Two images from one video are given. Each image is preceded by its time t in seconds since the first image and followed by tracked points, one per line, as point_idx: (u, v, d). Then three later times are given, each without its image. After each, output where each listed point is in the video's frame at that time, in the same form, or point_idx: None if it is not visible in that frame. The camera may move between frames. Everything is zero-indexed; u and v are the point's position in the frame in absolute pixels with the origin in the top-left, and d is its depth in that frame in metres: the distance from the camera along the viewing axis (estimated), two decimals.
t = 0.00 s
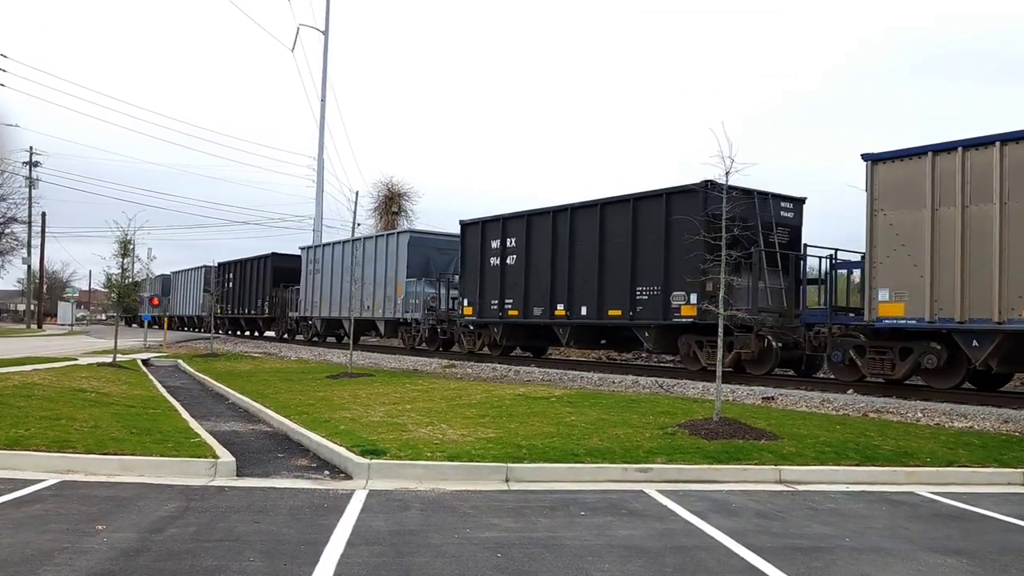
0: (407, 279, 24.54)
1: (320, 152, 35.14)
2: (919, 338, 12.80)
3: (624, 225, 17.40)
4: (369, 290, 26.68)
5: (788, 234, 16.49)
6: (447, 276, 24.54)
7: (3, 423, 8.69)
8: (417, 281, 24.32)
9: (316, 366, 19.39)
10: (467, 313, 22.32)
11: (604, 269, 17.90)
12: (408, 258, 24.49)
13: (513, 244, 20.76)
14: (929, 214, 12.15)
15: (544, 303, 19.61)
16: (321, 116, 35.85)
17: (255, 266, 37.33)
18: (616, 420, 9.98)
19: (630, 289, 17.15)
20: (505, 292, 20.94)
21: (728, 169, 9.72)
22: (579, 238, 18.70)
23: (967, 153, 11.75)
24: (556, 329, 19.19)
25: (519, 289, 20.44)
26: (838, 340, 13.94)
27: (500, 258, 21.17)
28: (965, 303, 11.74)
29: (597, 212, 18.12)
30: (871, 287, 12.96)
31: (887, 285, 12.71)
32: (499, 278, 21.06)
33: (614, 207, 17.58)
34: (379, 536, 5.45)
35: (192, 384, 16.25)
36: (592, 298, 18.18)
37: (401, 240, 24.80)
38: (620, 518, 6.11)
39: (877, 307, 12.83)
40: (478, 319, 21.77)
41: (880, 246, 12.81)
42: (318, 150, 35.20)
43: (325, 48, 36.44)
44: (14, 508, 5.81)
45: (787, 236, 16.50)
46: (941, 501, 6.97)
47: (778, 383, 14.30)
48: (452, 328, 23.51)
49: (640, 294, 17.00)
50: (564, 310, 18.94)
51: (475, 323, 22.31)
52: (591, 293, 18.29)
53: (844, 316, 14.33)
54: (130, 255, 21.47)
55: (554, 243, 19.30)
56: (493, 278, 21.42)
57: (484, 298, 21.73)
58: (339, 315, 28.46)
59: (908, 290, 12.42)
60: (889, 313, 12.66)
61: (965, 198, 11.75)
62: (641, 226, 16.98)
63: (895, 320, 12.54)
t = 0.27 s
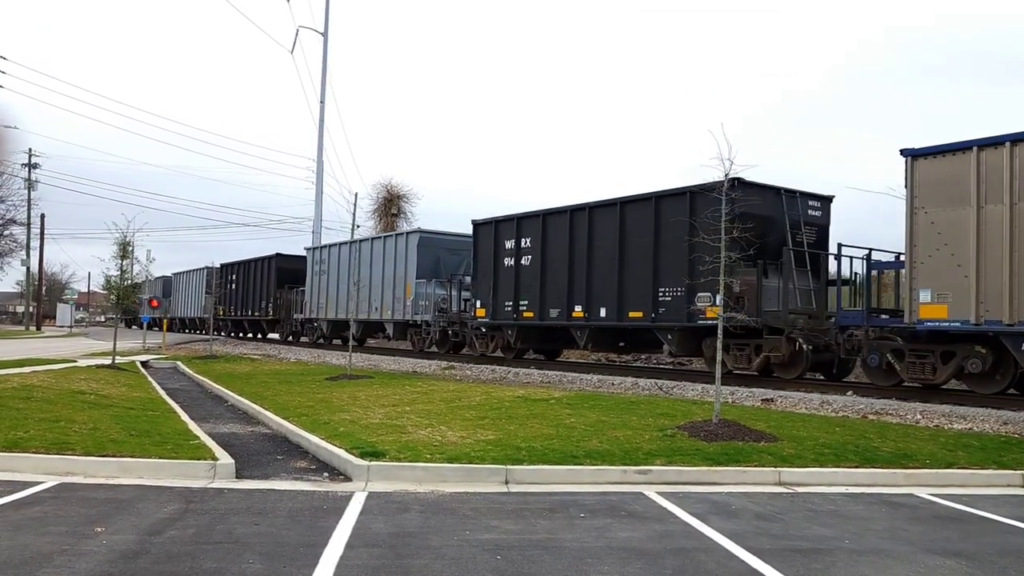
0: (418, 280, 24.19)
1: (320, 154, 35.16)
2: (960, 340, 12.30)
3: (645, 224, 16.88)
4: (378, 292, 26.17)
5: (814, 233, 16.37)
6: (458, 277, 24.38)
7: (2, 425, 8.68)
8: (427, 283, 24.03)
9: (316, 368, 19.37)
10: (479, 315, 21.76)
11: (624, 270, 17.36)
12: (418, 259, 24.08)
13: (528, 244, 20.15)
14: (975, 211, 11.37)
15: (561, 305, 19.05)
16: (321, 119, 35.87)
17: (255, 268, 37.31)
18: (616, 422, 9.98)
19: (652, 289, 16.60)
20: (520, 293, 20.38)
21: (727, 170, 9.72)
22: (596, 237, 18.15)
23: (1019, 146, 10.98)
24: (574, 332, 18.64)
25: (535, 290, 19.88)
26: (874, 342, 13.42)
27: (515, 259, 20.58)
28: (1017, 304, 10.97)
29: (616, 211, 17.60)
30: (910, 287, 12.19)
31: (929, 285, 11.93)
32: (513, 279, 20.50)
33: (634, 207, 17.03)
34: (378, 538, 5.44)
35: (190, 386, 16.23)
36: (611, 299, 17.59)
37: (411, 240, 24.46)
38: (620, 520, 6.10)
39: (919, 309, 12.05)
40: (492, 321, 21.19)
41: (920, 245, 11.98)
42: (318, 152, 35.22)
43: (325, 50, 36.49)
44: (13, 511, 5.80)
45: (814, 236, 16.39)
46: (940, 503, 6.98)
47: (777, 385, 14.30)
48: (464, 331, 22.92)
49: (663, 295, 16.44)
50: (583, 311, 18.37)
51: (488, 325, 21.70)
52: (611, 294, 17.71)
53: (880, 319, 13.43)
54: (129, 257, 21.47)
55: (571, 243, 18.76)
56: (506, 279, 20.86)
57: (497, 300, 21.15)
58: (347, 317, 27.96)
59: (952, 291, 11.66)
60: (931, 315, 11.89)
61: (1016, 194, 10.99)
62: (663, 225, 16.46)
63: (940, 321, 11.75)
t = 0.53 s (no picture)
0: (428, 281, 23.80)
1: (320, 156, 35.16)
2: (1009, 344, 11.75)
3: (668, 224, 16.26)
4: (387, 294, 25.84)
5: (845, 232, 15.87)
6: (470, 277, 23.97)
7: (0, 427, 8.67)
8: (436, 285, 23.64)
9: (315, 370, 19.37)
10: (492, 317, 21.16)
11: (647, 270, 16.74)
12: (428, 261, 23.78)
13: (546, 244, 19.47)
14: None
15: (579, 307, 18.47)
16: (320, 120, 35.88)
17: (254, 270, 37.31)
18: (615, 424, 9.97)
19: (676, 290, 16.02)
20: (536, 294, 19.76)
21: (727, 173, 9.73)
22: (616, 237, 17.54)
23: None
24: (593, 334, 18.06)
25: (552, 291, 19.23)
26: (916, 346, 12.86)
27: (531, 259, 19.93)
28: None
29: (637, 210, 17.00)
30: (956, 288, 11.52)
31: (976, 286, 11.27)
32: (529, 280, 19.88)
33: (658, 205, 16.44)
34: (377, 540, 5.44)
35: (189, 388, 16.21)
36: (633, 301, 16.98)
37: (421, 241, 24.11)
38: (619, 522, 6.10)
39: (966, 311, 11.41)
40: (507, 323, 20.52)
41: (967, 245, 11.34)
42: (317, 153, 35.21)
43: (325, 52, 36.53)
44: (10, 513, 5.79)
45: (846, 235, 15.91)
46: (940, 506, 6.98)
47: (776, 387, 14.32)
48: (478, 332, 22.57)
49: (688, 296, 15.86)
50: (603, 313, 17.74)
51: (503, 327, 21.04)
52: (632, 296, 17.10)
53: (922, 321, 12.79)
54: (128, 258, 21.47)
55: (590, 243, 18.13)
56: (521, 280, 20.27)
57: (513, 301, 20.48)
58: (355, 319, 27.63)
59: (1002, 292, 11.00)
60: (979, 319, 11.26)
61: None
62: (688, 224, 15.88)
63: (990, 324, 11.13)
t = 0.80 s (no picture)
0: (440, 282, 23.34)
1: (320, 158, 35.16)
2: None
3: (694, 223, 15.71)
4: (397, 295, 25.36)
5: (879, 232, 15.21)
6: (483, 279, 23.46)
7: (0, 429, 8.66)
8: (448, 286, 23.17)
9: (315, 372, 19.38)
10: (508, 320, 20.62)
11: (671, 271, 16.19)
12: (440, 262, 23.39)
13: (563, 244, 18.95)
14: None
15: (599, 309, 17.89)
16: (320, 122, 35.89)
17: (256, 272, 37.35)
18: (615, 427, 9.96)
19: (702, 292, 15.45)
20: (553, 296, 19.22)
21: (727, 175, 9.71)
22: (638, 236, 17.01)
23: None
24: (614, 337, 17.50)
25: (571, 293, 18.67)
26: (960, 350, 12.27)
27: (547, 259, 19.37)
28: None
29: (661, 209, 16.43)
30: (1004, 289, 10.73)
31: None
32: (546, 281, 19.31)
33: (682, 203, 15.76)
34: (377, 542, 5.43)
35: (190, 390, 16.19)
36: (655, 303, 16.42)
37: (432, 241, 23.69)
38: (619, 525, 6.10)
39: (1016, 314, 10.68)
40: (522, 326, 19.99)
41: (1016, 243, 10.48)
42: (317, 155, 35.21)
43: (325, 53, 36.55)
44: (10, 515, 5.79)
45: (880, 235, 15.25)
46: (940, 508, 6.97)
47: (776, 390, 14.32)
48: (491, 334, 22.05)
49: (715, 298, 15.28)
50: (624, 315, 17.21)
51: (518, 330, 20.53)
52: (655, 297, 16.52)
53: (967, 324, 12.11)
54: (128, 261, 21.47)
55: (610, 243, 17.52)
56: (537, 281, 19.73)
57: (528, 302, 19.95)
58: (365, 322, 27.38)
59: None
60: None
61: None
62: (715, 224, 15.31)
63: None
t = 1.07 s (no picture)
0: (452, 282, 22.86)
1: (320, 159, 35.17)
2: None
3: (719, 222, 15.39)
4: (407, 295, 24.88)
5: (911, 231, 14.97)
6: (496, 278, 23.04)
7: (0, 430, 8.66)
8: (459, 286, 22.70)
9: (316, 373, 19.40)
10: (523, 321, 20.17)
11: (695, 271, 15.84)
12: (451, 261, 22.93)
13: (580, 244, 18.55)
14: None
15: (618, 310, 17.48)
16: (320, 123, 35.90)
17: (258, 273, 37.23)
18: (615, 428, 9.95)
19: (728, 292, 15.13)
20: (571, 297, 18.84)
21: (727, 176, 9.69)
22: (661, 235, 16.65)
23: None
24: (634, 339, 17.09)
25: (589, 294, 18.30)
26: (1006, 354, 11.99)
27: (564, 259, 18.99)
28: None
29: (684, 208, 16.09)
30: None
31: None
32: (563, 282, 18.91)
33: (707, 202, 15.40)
34: (377, 543, 5.43)
35: (190, 391, 16.18)
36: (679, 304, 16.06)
37: (444, 241, 23.26)
38: (619, 526, 6.10)
39: None
40: (538, 327, 19.68)
41: None
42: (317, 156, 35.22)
43: (325, 54, 36.56)
44: (10, 516, 5.79)
45: (911, 234, 14.99)
46: (940, 509, 6.97)
47: (776, 391, 14.32)
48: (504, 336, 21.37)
49: (741, 298, 14.95)
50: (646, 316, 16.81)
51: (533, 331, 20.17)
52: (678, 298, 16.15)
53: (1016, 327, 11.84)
54: (128, 261, 21.47)
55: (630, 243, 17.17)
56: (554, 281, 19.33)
57: (545, 303, 19.55)
58: (374, 322, 26.96)
59: None
60: None
61: None
62: (741, 223, 15.00)
63: None
